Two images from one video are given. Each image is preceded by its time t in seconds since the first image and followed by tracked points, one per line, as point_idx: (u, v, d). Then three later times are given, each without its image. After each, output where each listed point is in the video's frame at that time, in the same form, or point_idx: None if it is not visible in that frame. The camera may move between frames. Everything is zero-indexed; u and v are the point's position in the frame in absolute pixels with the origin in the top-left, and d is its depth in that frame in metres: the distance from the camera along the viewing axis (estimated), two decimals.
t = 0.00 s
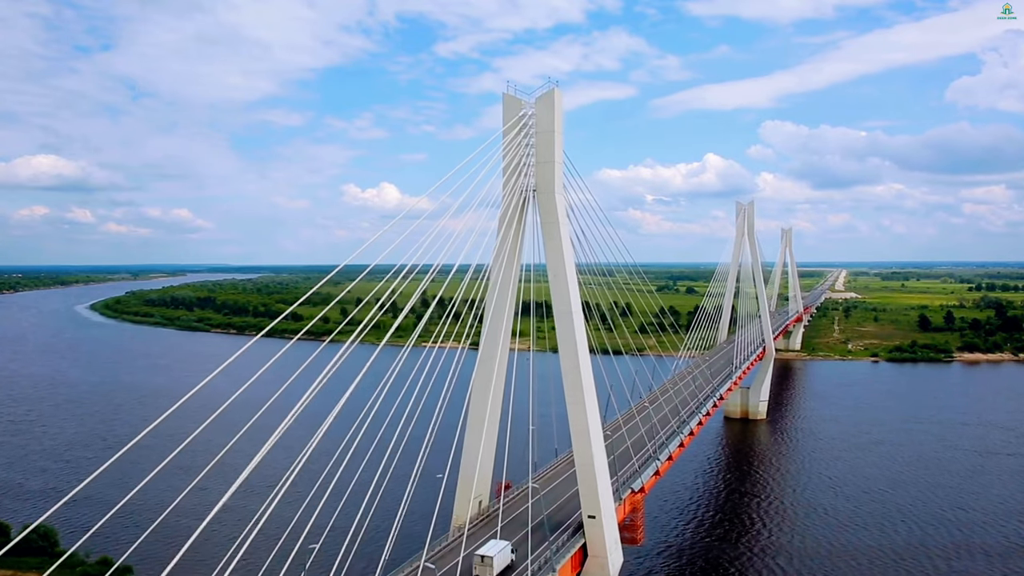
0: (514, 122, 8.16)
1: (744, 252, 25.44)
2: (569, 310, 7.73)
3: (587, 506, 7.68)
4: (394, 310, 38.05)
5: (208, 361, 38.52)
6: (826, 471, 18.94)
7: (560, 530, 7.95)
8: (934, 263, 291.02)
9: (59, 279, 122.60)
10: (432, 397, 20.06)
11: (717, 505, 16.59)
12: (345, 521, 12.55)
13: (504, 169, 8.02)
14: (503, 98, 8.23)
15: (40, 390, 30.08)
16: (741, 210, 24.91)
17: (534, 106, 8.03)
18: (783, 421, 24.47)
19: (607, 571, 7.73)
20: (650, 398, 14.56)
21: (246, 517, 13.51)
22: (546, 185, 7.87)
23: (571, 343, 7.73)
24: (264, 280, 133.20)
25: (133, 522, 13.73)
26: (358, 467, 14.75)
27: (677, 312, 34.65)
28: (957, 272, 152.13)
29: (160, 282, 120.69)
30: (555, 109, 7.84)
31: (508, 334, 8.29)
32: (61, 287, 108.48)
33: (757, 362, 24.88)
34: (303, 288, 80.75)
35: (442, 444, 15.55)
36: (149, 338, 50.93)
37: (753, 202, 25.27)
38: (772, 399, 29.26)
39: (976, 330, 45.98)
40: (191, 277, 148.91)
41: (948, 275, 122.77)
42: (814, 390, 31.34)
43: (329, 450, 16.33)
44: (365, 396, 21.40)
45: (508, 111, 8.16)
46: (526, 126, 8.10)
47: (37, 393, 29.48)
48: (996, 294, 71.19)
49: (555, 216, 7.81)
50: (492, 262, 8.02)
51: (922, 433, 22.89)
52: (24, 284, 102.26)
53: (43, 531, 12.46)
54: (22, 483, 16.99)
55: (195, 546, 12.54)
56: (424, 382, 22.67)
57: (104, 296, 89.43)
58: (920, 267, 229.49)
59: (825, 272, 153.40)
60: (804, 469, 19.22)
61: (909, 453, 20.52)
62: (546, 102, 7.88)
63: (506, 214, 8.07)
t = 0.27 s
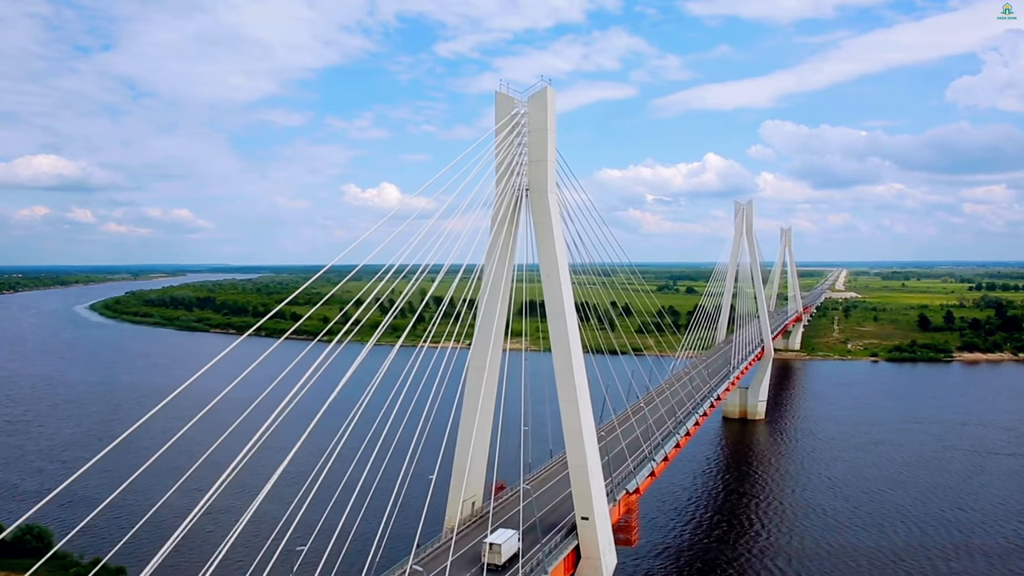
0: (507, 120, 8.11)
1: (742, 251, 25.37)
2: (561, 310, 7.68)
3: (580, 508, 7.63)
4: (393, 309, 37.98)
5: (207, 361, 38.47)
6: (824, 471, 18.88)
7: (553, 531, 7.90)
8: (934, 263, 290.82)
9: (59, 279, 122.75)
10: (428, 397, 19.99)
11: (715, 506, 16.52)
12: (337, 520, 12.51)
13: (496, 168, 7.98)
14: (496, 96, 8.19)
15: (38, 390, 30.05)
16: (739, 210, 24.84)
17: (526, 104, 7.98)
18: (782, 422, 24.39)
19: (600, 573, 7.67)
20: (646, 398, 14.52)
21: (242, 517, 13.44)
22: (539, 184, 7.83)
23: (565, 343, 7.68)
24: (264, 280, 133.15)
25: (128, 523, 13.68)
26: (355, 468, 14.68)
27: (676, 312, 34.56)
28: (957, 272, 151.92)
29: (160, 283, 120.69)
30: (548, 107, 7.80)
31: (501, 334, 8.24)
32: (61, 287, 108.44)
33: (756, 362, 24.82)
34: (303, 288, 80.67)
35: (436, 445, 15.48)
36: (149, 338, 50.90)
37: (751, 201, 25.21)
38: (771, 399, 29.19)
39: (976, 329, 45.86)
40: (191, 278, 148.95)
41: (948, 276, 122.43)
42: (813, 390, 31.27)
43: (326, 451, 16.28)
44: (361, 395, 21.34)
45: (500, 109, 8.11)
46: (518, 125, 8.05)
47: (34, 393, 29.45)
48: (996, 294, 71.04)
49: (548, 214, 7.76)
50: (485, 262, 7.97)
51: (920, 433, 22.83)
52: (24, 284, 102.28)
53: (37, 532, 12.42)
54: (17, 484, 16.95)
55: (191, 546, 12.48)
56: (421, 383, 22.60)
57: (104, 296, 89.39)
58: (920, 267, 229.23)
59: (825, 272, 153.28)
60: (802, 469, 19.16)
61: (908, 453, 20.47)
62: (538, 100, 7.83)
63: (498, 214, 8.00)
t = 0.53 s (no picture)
0: (499, 118, 8.04)
1: (740, 251, 25.34)
2: (554, 311, 7.62)
3: (573, 510, 7.58)
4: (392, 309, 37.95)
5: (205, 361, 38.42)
6: (823, 472, 18.81)
7: (546, 533, 7.85)
8: (935, 263, 290.58)
9: (59, 279, 122.76)
10: (425, 397, 19.94)
11: (713, 507, 16.44)
12: (330, 521, 12.48)
13: (489, 167, 7.92)
14: (488, 95, 8.12)
15: (36, 390, 30.00)
16: (738, 209, 24.82)
17: (519, 103, 7.92)
18: (780, 422, 24.32)
19: None
20: (643, 399, 14.47)
21: (237, 518, 13.37)
22: (532, 184, 7.77)
23: (557, 344, 7.62)
24: (264, 280, 133.06)
25: (122, 523, 13.65)
26: (351, 470, 14.59)
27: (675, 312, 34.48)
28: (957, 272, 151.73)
29: (160, 283, 120.72)
30: (541, 106, 7.74)
31: (493, 335, 8.18)
32: (61, 287, 108.42)
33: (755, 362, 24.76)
34: (302, 288, 80.57)
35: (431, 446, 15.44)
36: (147, 338, 50.85)
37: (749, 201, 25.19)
38: (770, 399, 29.15)
39: (976, 329, 45.74)
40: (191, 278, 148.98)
41: (948, 276, 122.15)
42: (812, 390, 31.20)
43: (322, 451, 16.22)
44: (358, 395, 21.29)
45: (493, 108, 8.05)
46: (511, 124, 7.99)
47: (31, 393, 29.44)
48: (996, 293, 70.89)
49: (541, 214, 7.70)
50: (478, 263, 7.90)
51: (918, 433, 22.77)
52: (24, 284, 102.25)
53: (30, 533, 12.41)
54: (13, 485, 16.91)
55: (184, 547, 12.43)
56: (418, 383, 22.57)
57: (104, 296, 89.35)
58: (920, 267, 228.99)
59: (825, 271, 153.16)
60: (801, 470, 19.09)
61: (906, 453, 20.41)
62: (531, 99, 7.77)
63: (490, 213, 7.93)
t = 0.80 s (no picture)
0: (491, 117, 7.99)
1: (738, 251, 25.31)
2: (546, 311, 7.57)
3: (565, 511, 7.52)
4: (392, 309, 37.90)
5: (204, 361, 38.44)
6: (821, 473, 18.75)
7: (539, 534, 7.78)
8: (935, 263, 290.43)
9: (60, 279, 122.88)
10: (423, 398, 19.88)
11: (711, 508, 16.38)
12: (322, 522, 12.47)
13: (481, 167, 7.88)
14: (480, 94, 8.07)
15: (34, 391, 29.99)
16: (735, 209, 24.79)
17: (511, 102, 7.87)
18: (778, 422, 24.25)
19: None
20: (639, 399, 14.41)
21: (234, 519, 13.30)
22: (524, 183, 7.72)
23: (549, 344, 7.56)
24: (263, 280, 133.10)
25: (116, 524, 13.60)
26: (348, 471, 14.55)
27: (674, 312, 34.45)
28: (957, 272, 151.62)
29: (160, 283, 120.82)
30: (533, 105, 7.69)
31: (486, 335, 8.11)
32: (61, 287, 108.51)
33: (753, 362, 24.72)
34: (302, 288, 80.54)
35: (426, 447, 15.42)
36: (147, 338, 50.85)
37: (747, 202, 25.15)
38: (769, 399, 29.14)
39: (976, 329, 45.68)
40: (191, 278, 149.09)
41: (948, 275, 122.05)
42: (811, 390, 31.16)
43: (318, 451, 16.20)
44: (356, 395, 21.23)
45: (485, 107, 8.00)
46: (503, 123, 7.94)
47: (29, 393, 29.42)
48: (996, 293, 70.78)
49: (533, 214, 7.66)
50: (470, 262, 7.84)
51: (916, 433, 22.72)
52: (24, 284, 102.37)
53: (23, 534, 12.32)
54: (8, 485, 16.88)
55: (178, 548, 12.38)
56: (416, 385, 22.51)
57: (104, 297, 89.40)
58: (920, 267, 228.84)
59: (826, 271, 153.06)
60: (799, 470, 19.03)
61: (904, 453, 20.36)
62: (523, 98, 7.72)
63: (482, 213, 7.88)
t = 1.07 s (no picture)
0: (483, 116, 7.93)
1: (736, 251, 25.26)
2: (538, 312, 7.51)
3: (558, 513, 7.47)
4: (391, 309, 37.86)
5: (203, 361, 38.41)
6: (819, 473, 18.69)
7: (530, 536, 7.71)
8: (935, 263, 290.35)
9: (59, 279, 122.89)
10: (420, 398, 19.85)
11: (708, 509, 16.32)
12: (315, 523, 12.47)
13: (472, 166, 7.83)
14: (472, 93, 8.01)
15: (31, 391, 29.95)
16: (734, 209, 24.73)
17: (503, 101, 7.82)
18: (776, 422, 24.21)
19: None
20: (635, 400, 14.36)
21: (228, 520, 13.23)
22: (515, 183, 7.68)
23: (541, 345, 7.51)
24: (263, 280, 133.14)
25: (110, 525, 13.54)
26: (343, 472, 14.50)
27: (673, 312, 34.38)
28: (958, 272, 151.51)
29: (160, 283, 120.83)
30: (525, 104, 7.64)
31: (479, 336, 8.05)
32: (60, 287, 108.61)
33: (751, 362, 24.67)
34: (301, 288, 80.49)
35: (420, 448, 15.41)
36: (145, 339, 50.82)
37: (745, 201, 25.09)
38: (767, 399, 29.08)
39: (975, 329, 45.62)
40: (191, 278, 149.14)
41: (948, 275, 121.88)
42: (810, 390, 31.10)
43: (313, 451, 16.16)
44: (354, 395, 21.15)
45: (476, 106, 7.94)
46: (495, 122, 7.88)
47: (27, 393, 29.38)
48: (996, 293, 70.68)
49: (525, 213, 7.61)
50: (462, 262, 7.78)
51: (915, 433, 22.68)
52: (23, 284, 102.43)
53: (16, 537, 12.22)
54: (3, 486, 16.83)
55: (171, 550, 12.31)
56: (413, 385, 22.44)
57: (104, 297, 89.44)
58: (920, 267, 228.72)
59: (826, 271, 152.93)
60: (797, 471, 18.98)
61: (902, 453, 20.32)
62: (515, 97, 7.68)
63: (474, 213, 7.82)
